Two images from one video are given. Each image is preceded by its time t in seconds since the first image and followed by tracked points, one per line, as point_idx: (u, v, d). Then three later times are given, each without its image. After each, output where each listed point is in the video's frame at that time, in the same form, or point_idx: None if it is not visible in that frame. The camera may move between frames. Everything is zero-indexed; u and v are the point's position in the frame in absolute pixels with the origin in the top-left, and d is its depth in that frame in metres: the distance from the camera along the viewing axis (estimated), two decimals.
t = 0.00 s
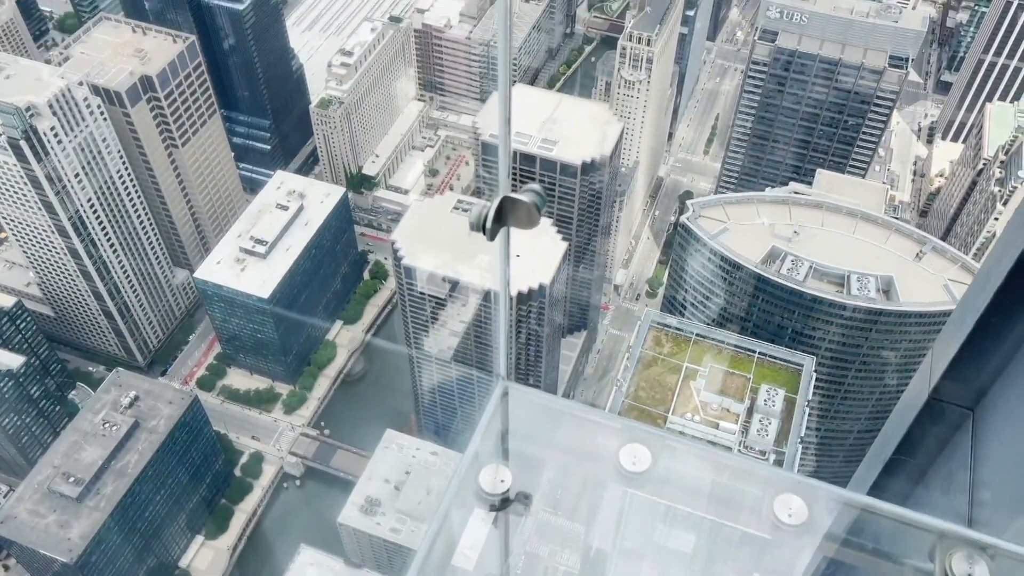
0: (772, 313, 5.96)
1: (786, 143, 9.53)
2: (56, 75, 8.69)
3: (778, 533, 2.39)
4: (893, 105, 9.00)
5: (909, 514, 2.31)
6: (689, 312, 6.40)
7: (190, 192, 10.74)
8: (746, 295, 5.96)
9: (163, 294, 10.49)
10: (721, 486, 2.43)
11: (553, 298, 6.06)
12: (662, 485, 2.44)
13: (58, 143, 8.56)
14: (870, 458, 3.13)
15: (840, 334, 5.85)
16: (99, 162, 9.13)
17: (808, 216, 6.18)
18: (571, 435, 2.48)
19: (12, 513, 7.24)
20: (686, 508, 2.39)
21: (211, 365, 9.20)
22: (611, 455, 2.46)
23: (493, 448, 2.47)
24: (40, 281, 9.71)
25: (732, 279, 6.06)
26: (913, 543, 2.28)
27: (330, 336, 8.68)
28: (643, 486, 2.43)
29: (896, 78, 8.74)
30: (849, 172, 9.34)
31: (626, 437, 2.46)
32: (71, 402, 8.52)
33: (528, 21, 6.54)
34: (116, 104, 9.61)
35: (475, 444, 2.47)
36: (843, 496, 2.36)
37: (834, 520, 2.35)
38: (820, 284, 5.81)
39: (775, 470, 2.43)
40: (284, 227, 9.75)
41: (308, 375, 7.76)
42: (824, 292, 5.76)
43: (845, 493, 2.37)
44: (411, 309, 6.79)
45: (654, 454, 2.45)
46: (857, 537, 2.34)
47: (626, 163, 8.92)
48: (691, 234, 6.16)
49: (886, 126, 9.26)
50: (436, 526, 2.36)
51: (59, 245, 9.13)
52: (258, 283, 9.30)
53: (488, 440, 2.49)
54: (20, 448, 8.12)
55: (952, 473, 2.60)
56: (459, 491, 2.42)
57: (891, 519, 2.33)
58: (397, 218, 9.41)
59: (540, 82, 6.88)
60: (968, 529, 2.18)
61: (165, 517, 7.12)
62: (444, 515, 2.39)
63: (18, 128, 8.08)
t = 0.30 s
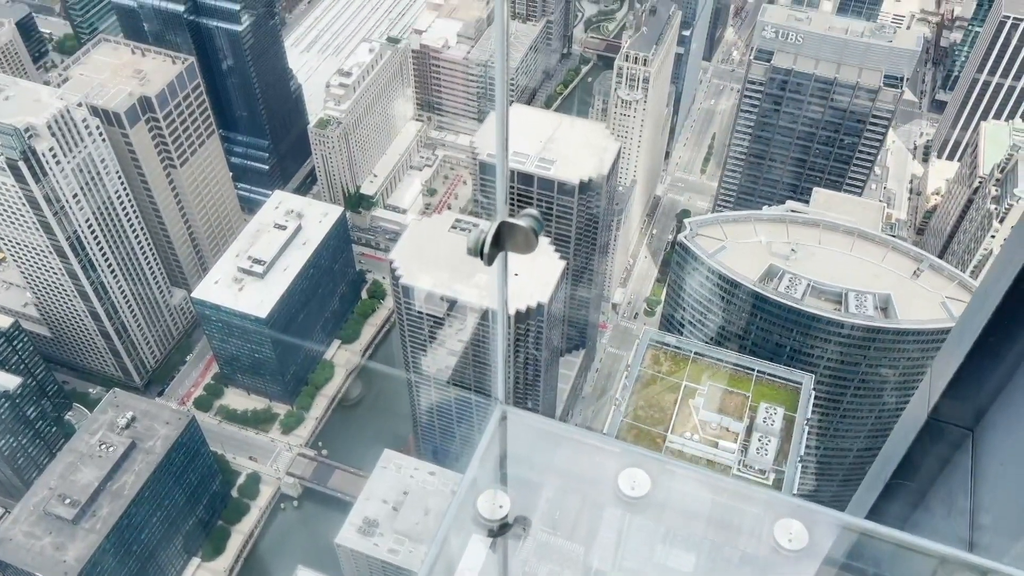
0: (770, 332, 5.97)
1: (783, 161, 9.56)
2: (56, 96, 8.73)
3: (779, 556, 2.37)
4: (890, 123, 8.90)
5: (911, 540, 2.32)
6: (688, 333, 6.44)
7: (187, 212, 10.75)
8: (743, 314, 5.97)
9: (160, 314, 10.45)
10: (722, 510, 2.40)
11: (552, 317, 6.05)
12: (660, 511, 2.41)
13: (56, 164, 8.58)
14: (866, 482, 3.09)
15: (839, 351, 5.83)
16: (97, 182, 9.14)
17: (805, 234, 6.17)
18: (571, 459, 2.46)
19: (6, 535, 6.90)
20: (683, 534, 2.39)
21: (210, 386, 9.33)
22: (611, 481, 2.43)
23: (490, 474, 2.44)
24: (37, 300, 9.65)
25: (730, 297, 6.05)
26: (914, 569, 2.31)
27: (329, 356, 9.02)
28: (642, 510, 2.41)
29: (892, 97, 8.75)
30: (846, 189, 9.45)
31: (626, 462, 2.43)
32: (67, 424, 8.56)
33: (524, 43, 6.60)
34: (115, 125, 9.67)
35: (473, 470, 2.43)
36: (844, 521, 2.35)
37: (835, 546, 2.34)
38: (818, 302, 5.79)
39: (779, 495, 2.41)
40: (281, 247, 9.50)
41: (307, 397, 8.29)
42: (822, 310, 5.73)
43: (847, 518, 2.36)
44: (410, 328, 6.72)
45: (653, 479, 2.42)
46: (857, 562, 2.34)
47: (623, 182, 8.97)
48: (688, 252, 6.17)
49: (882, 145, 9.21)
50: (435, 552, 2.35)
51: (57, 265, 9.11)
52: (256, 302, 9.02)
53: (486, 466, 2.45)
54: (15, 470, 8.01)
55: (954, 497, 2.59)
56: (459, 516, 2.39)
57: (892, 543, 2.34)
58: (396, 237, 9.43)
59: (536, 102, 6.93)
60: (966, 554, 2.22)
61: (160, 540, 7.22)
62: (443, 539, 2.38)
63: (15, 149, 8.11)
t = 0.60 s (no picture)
0: (769, 348, 5.95)
1: (780, 178, 9.51)
2: (55, 116, 8.80)
3: None
4: (885, 141, 9.06)
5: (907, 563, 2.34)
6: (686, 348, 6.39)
7: (185, 230, 10.77)
8: (742, 329, 5.96)
9: (158, 333, 10.42)
10: (720, 531, 2.39)
11: (551, 333, 6.02)
12: (658, 535, 2.39)
13: (55, 183, 8.60)
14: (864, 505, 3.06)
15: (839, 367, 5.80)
16: (95, 201, 9.18)
17: (801, 250, 6.20)
18: (569, 482, 2.49)
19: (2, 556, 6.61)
20: (682, 557, 2.34)
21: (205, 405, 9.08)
22: (609, 503, 2.44)
23: (487, 496, 2.49)
24: (34, 319, 9.63)
25: (729, 313, 6.05)
26: None
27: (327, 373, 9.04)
28: (640, 534, 2.40)
29: (887, 114, 8.86)
30: (843, 206, 9.49)
31: (624, 486, 2.45)
32: (64, 443, 8.35)
33: (521, 62, 6.64)
34: (113, 144, 9.64)
35: (472, 492, 2.49)
36: (840, 544, 2.35)
37: (833, 568, 2.34)
38: (818, 318, 5.81)
39: (776, 518, 2.42)
40: (279, 266, 9.50)
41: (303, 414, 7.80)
42: (820, 326, 5.75)
43: (842, 539, 2.37)
44: (408, 346, 6.75)
45: (651, 501, 2.43)
46: None
47: (622, 200, 8.98)
48: (686, 268, 6.16)
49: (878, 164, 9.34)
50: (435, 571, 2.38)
51: (54, 284, 9.12)
52: (254, 321, 9.03)
53: (484, 488, 2.51)
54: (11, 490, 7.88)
55: (954, 519, 2.52)
56: (457, 537, 2.43)
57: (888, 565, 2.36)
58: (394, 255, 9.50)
59: (534, 121, 6.98)
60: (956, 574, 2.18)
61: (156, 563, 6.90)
62: (442, 561, 2.40)
63: (14, 168, 8.12)
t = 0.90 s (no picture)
0: (768, 363, 5.96)
1: (777, 194, 9.49)
2: (54, 134, 8.79)
3: None
4: (881, 157, 9.12)
5: None
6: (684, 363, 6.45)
7: (184, 246, 10.72)
8: (740, 344, 5.96)
9: (155, 350, 10.42)
10: (719, 550, 2.37)
11: (549, 350, 6.04)
12: (658, 554, 2.36)
13: (54, 201, 8.63)
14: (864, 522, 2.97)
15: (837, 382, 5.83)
16: (94, 218, 9.17)
17: (799, 265, 6.16)
18: (569, 501, 2.48)
19: None
20: None
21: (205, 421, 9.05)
22: (608, 523, 2.42)
23: (486, 514, 2.50)
24: (32, 336, 9.66)
25: (728, 328, 6.03)
26: None
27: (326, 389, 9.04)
28: (640, 553, 2.37)
29: (884, 129, 8.97)
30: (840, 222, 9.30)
31: (623, 505, 2.44)
32: (60, 461, 8.13)
33: (519, 79, 6.70)
34: (111, 160, 9.69)
35: (471, 511, 2.51)
36: (839, 562, 2.34)
37: None
38: (818, 333, 5.79)
39: (776, 536, 2.41)
40: (277, 281, 9.55)
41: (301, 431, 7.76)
42: (817, 340, 5.75)
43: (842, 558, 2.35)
44: (406, 361, 6.78)
45: (650, 519, 2.41)
46: None
47: (619, 215, 8.98)
48: (685, 284, 6.16)
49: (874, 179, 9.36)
50: None
51: (52, 300, 9.12)
52: (251, 337, 9.12)
53: (483, 507, 2.52)
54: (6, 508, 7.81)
55: (955, 536, 2.40)
56: (455, 555, 2.44)
57: None
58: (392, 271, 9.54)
59: (531, 137, 7.03)
60: None
61: None
62: None
63: (14, 186, 8.16)
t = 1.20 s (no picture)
0: (767, 377, 5.97)
1: (775, 208, 9.65)
2: (52, 149, 8.81)
3: None
4: (879, 169, 9.11)
5: None
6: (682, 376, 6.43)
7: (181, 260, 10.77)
8: (738, 358, 5.96)
9: (153, 365, 10.41)
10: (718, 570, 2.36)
11: (548, 366, 6.03)
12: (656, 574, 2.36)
13: (53, 217, 8.68)
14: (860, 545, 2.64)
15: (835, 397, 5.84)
16: (91, 233, 9.24)
17: (798, 278, 6.18)
18: (569, 521, 2.44)
19: None
20: None
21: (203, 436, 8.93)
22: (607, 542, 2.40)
23: (484, 532, 2.50)
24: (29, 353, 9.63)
25: (727, 342, 6.02)
26: None
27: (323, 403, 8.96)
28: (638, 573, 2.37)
29: (880, 144, 8.92)
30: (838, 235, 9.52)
31: (622, 524, 2.42)
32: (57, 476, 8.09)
33: (517, 94, 6.73)
34: (110, 175, 9.71)
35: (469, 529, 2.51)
36: None
37: None
38: (816, 348, 5.82)
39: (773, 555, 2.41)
40: (276, 296, 9.60)
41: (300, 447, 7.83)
42: (816, 354, 5.78)
43: None
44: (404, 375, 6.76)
45: (648, 538, 2.40)
46: None
47: (618, 229, 9.00)
48: (684, 298, 6.16)
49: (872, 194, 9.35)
50: None
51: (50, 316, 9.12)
52: (249, 352, 9.03)
53: (481, 524, 2.53)
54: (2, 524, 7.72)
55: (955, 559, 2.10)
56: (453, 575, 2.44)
57: None
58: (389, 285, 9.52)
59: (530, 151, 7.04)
60: None
61: None
62: None
63: (13, 203, 8.23)
